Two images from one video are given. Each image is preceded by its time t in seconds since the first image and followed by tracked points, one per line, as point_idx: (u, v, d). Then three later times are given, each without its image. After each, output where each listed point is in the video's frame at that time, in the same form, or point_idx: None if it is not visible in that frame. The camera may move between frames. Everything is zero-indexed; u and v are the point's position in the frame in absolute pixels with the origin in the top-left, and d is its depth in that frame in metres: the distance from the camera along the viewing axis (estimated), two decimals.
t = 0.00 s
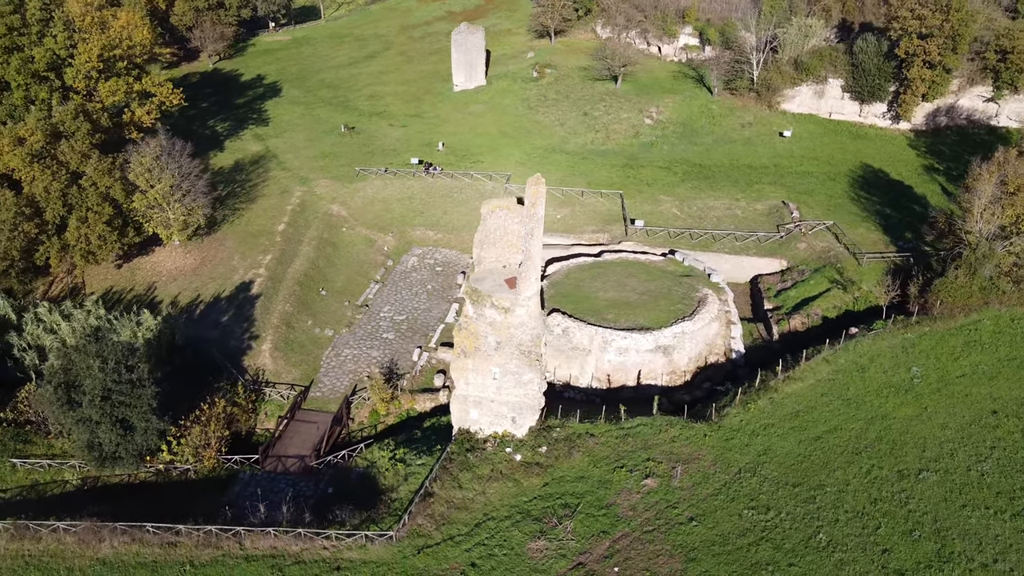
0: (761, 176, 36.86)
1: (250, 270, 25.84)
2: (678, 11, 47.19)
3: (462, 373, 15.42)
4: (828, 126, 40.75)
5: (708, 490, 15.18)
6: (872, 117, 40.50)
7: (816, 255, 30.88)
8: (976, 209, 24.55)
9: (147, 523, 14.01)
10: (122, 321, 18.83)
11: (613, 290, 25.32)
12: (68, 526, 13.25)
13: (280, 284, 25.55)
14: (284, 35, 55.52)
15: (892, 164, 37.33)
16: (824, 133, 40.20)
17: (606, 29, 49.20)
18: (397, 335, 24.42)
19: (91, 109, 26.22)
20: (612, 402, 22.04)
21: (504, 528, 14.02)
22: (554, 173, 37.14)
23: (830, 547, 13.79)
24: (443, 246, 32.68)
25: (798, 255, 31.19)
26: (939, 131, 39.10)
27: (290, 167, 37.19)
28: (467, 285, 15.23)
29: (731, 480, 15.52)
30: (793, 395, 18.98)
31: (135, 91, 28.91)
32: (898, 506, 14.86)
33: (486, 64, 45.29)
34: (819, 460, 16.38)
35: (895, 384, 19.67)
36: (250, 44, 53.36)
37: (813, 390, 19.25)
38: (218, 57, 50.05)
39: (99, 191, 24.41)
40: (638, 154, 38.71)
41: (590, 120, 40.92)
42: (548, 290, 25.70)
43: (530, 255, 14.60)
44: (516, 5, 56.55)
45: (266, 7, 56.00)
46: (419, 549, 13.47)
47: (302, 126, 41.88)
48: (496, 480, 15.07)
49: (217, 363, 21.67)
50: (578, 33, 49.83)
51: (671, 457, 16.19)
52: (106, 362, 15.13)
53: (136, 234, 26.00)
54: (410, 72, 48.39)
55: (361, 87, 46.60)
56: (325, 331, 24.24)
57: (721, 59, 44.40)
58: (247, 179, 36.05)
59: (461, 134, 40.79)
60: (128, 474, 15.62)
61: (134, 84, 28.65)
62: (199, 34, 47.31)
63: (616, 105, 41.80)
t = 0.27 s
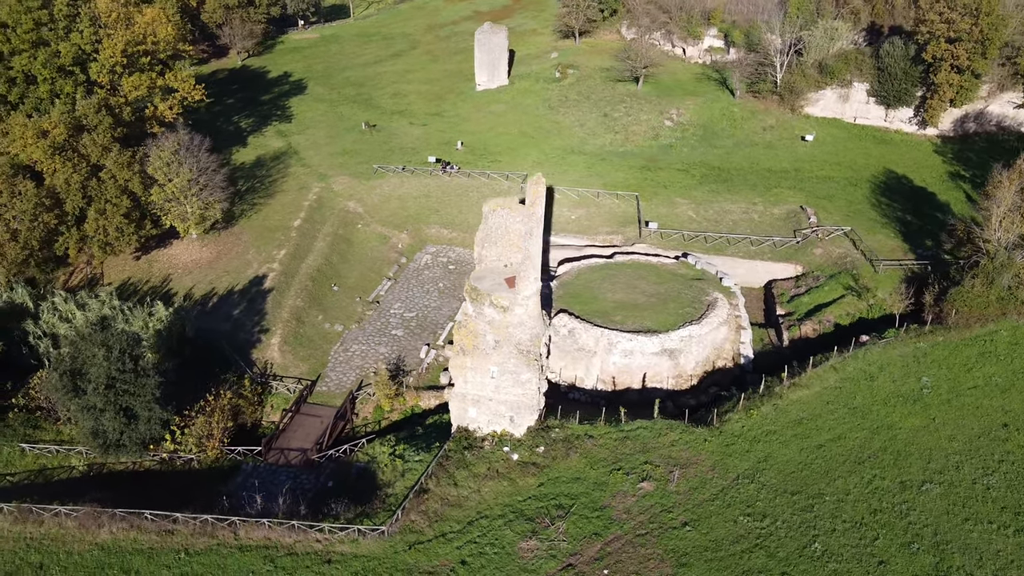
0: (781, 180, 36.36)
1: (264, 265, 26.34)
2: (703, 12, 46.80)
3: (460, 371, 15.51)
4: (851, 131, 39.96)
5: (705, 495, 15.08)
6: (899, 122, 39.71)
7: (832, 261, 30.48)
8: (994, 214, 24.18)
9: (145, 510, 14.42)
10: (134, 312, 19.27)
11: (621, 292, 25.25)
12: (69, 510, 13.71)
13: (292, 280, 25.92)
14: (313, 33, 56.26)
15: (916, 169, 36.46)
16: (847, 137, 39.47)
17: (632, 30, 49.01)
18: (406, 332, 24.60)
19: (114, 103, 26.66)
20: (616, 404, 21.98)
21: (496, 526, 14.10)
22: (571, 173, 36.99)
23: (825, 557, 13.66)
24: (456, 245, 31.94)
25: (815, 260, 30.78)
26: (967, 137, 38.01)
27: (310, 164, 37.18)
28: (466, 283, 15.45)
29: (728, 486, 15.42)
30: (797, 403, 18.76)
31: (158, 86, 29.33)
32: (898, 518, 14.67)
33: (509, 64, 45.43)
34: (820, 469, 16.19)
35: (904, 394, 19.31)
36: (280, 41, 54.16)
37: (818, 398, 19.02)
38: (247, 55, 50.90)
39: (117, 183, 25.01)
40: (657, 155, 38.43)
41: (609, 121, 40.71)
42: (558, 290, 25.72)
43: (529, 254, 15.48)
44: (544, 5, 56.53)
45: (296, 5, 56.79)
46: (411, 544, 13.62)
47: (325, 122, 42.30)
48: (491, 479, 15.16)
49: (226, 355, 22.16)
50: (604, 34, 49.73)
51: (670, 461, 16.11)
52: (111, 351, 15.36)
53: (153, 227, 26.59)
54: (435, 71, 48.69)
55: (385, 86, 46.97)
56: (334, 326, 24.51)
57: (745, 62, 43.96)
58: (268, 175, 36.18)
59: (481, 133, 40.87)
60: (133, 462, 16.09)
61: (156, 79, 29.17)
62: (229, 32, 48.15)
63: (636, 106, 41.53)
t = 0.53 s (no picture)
0: (801, 184, 35.81)
1: (279, 261, 26.82)
2: (729, 14, 46.28)
3: (459, 369, 15.69)
4: (875, 136, 39.10)
5: (701, 501, 15.01)
6: (925, 128, 38.60)
7: (849, 268, 30.00)
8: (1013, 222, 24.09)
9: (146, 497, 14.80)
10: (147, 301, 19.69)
11: (630, 294, 25.11)
12: (71, 495, 14.16)
13: (304, 275, 26.30)
14: (341, 31, 56.86)
15: (941, 177, 35.64)
16: (871, 143, 38.68)
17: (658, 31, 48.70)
18: (415, 330, 24.76)
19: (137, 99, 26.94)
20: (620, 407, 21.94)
21: (489, 525, 14.21)
22: (587, 175, 36.85)
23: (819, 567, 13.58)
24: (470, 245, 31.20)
25: (831, 267, 30.33)
26: (996, 144, 37.07)
27: (329, 161, 37.13)
28: (466, 281, 15.56)
29: (726, 492, 15.34)
30: (802, 411, 18.54)
31: (182, 82, 29.51)
32: (896, 530, 14.51)
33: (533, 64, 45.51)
34: (821, 477, 16.00)
35: (913, 405, 18.97)
36: (308, 39, 54.84)
37: (824, 406, 18.79)
38: (275, 52, 51.62)
39: (136, 176, 25.56)
40: (676, 158, 38.09)
41: (629, 123, 40.47)
42: (567, 290, 25.70)
43: (530, 255, 15.39)
44: (571, 6, 56.51)
45: (325, 3, 57.34)
46: (403, 540, 13.79)
47: (347, 120, 42.67)
48: (487, 477, 15.26)
49: (236, 348, 22.63)
50: (630, 36, 49.54)
51: (668, 465, 16.04)
52: (117, 341, 15.84)
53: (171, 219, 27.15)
54: (459, 70, 48.90)
55: (408, 85, 47.28)
56: (344, 321, 24.82)
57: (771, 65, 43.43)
58: (288, 171, 36.32)
59: (501, 133, 40.93)
60: (139, 450, 16.55)
61: (179, 75, 29.19)
62: (257, 29, 48.84)
63: (657, 108, 41.21)
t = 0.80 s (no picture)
0: (822, 189, 35.32)
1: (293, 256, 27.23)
2: (756, 16, 45.75)
3: (458, 367, 15.85)
4: (900, 142, 38.34)
5: (697, 506, 14.95)
6: (953, 134, 37.88)
7: (865, 275, 29.57)
8: None
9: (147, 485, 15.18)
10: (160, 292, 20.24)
11: (639, 297, 25.04)
12: (74, 480, 14.61)
13: (317, 271, 26.68)
14: (369, 30, 57.47)
15: (967, 185, 34.88)
16: (895, 148, 37.95)
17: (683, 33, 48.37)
18: (425, 328, 24.93)
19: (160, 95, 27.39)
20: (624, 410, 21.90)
21: (481, 523, 14.33)
22: (605, 176, 36.77)
23: None
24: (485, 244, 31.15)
25: (847, 273, 29.90)
26: None
27: (350, 158, 37.56)
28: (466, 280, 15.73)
29: (722, 497, 15.26)
30: (806, 418, 18.34)
31: (205, 78, 29.89)
32: (894, 541, 14.34)
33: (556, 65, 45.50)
34: (821, 486, 15.83)
35: (921, 415, 18.63)
36: (337, 37, 55.54)
37: (828, 414, 18.56)
38: (304, 50, 52.36)
39: (156, 169, 26.17)
40: (695, 160, 37.80)
41: (650, 125, 40.26)
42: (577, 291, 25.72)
43: (529, 254, 15.42)
44: (598, 7, 56.64)
45: (354, 2, 57.93)
46: (395, 535, 13.96)
47: (370, 117, 43.08)
48: (482, 476, 15.37)
49: (246, 341, 23.04)
50: (654, 37, 49.19)
51: (666, 469, 15.99)
52: (124, 330, 16.58)
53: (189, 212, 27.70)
54: (483, 70, 49.11)
55: (432, 84, 47.59)
56: (354, 317, 25.12)
57: (796, 69, 42.91)
58: (308, 167, 36.78)
59: (522, 133, 41.01)
60: (146, 439, 17.02)
61: (202, 71, 29.58)
62: (287, 27, 49.60)
63: (678, 110, 40.91)
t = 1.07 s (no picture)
0: (842, 195, 34.79)
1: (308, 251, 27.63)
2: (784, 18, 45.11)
3: (458, 364, 16.15)
4: (925, 148, 37.50)
5: (692, 510, 14.90)
6: (980, 141, 36.86)
7: (881, 282, 29.11)
8: None
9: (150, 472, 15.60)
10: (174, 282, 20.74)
11: (648, 299, 24.94)
12: (79, 465, 15.13)
13: (329, 266, 27.03)
14: (398, 28, 57.95)
15: (993, 193, 34.04)
16: (920, 154, 37.16)
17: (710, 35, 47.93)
18: (434, 325, 25.09)
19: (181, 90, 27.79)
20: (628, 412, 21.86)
21: (474, 521, 14.46)
22: (622, 178, 36.64)
23: None
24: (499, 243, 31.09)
25: (864, 280, 29.46)
26: None
27: (369, 155, 37.98)
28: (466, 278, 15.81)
29: (718, 502, 15.19)
30: (810, 425, 18.14)
31: (227, 74, 30.20)
32: (891, 553, 14.18)
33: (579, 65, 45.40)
34: (820, 495, 15.68)
35: (930, 426, 18.27)
36: (365, 35, 56.12)
37: (833, 422, 18.34)
38: (332, 48, 52.98)
39: (174, 163, 26.70)
40: (714, 163, 37.46)
41: (671, 127, 39.98)
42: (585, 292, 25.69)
43: (529, 253, 15.47)
44: (625, 8, 56.42)
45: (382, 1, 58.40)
46: (387, 530, 14.15)
47: (393, 115, 43.44)
48: (478, 473, 15.49)
49: (257, 334, 23.50)
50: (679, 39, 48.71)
51: (663, 472, 15.94)
52: (131, 318, 17.26)
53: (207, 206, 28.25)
54: (507, 70, 49.21)
55: (455, 83, 47.81)
56: (365, 313, 25.40)
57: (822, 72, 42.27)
58: (328, 163, 37.20)
59: (543, 134, 41.03)
60: (153, 427, 17.55)
61: (224, 67, 29.88)
62: (316, 25, 50.26)
63: (699, 112, 40.53)
